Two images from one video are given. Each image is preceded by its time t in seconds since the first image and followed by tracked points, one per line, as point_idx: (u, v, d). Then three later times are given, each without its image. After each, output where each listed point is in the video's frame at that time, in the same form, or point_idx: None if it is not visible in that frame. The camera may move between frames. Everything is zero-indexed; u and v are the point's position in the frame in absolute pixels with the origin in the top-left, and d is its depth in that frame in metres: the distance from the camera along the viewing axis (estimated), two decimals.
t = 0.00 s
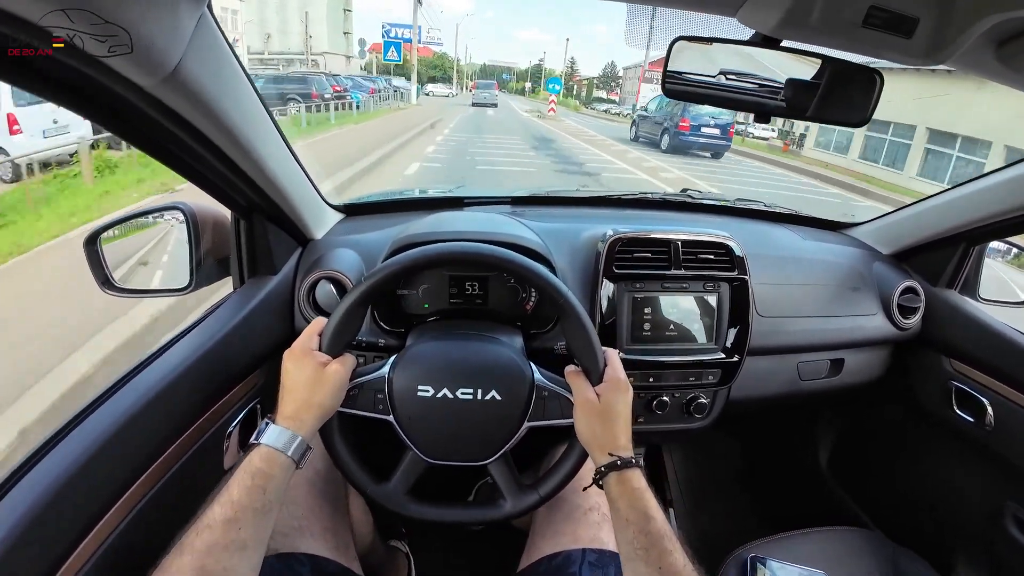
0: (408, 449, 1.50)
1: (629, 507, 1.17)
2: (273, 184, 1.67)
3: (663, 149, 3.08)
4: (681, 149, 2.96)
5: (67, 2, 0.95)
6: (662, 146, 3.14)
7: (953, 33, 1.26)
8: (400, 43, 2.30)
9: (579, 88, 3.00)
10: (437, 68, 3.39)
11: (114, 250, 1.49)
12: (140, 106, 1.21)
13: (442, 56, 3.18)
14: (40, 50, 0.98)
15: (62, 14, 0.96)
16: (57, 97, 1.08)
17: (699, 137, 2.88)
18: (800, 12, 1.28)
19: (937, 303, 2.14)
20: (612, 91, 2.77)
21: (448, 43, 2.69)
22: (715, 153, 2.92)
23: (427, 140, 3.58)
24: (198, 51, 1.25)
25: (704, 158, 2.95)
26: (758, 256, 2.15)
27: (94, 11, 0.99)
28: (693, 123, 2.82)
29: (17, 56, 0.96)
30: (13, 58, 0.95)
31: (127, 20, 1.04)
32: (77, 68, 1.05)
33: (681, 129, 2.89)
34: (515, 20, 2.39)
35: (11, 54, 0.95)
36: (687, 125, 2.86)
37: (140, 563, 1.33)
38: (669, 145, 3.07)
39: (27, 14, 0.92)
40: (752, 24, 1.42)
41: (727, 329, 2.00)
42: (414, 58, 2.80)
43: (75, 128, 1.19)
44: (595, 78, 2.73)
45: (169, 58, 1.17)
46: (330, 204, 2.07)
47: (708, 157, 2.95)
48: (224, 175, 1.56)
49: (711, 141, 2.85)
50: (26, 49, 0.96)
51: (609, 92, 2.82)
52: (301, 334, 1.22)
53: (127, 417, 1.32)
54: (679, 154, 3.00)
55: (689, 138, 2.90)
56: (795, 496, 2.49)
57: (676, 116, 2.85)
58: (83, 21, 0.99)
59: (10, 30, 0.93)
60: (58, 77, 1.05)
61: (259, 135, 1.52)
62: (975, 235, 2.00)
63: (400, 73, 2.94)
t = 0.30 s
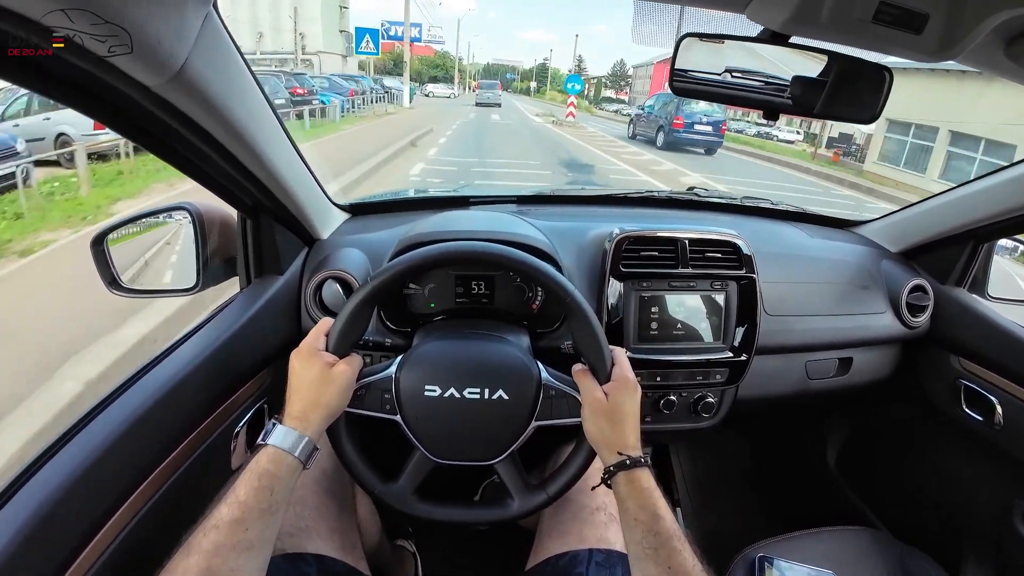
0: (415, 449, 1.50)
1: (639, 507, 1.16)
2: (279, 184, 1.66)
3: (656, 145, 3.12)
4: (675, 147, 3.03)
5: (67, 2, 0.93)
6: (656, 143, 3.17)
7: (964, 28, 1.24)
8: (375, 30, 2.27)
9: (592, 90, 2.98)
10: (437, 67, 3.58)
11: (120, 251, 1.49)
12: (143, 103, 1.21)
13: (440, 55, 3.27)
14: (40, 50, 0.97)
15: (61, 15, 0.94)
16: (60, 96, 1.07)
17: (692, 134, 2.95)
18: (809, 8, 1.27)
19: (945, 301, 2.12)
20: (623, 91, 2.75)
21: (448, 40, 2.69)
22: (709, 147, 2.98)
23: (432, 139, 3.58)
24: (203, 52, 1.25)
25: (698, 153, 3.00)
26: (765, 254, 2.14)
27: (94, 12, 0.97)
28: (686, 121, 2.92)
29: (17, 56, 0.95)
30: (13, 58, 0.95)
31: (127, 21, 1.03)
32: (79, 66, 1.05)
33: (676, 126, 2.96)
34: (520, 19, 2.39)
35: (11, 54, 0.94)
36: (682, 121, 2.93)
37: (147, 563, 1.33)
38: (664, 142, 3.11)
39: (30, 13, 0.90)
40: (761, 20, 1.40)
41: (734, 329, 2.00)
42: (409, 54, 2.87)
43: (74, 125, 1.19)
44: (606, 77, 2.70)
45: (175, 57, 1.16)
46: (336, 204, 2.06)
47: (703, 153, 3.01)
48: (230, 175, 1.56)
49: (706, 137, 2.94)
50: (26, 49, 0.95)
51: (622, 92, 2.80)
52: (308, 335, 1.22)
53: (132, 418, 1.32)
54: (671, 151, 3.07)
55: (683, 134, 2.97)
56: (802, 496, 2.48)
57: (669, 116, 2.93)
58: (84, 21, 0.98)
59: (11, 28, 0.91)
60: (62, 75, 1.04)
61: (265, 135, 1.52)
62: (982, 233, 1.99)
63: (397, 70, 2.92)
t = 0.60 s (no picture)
0: (425, 448, 1.50)
1: (651, 503, 1.15)
2: (284, 184, 1.66)
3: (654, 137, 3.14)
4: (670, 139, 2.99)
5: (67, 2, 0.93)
6: (652, 135, 3.16)
7: (974, 14, 1.22)
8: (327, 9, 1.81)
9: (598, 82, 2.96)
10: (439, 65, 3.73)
11: (129, 254, 1.51)
12: (148, 106, 1.21)
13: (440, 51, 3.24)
14: (40, 50, 0.96)
15: (62, 14, 0.94)
16: (64, 100, 1.07)
17: (686, 126, 2.87)
18: None
19: (957, 292, 2.10)
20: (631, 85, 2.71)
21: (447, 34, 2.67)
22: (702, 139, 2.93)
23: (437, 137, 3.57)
24: (207, 53, 1.25)
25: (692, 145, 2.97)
26: (775, 247, 2.12)
27: (93, 11, 0.97)
28: (680, 113, 2.83)
29: (18, 56, 0.94)
30: (14, 58, 0.94)
31: (126, 18, 1.02)
32: (81, 67, 1.04)
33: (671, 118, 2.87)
34: (524, 15, 2.39)
35: (11, 54, 0.93)
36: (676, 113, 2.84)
37: (160, 564, 1.33)
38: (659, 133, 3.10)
39: (27, 13, 0.91)
40: (768, 10, 1.39)
41: (744, 323, 1.98)
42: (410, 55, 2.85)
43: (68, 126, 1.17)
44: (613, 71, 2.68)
45: (179, 59, 1.16)
46: (343, 204, 2.06)
47: (696, 144, 3.00)
48: (236, 176, 1.55)
49: (699, 130, 2.84)
50: (26, 48, 0.94)
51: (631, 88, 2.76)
52: (316, 337, 1.22)
53: (143, 421, 1.32)
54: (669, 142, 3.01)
55: (679, 126, 2.90)
56: (815, 491, 2.46)
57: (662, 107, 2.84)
58: (83, 21, 0.98)
59: (9, 29, 0.91)
60: (63, 78, 1.03)
61: (271, 136, 1.52)
62: (994, 223, 1.96)
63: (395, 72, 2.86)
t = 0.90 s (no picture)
0: (438, 450, 1.51)
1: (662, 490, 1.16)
2: (292, 188, 1.67)
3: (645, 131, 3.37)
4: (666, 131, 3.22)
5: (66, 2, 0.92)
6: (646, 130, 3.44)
7: (978, 12, 1.22)
8: None
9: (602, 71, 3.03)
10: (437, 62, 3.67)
11: (139, 259, 1.53)
12: (157, 110, 1.21)
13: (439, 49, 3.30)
14: (39, 50, 0.95)
15: (62, 14, 0.93)
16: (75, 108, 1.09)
17: (681, 120, 3.18)
18: None
19: (964, 287, 2.10)
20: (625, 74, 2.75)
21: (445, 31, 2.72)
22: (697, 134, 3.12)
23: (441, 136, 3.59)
24: (217, 60, 1.26)
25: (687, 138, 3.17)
26: (781, 244, 2.13)
27: (92, 11, 0.97)
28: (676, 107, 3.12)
29: (17, 57, 0.93)
30: (13, 58, 0.93)
31: (129, 21, 1.03)
32: (84, 69, 1.04)
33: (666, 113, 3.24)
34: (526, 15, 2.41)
35: (10, 54, 0.92)
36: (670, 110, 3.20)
37: (176, 565, 1.35)
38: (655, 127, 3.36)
39: (25, 15, 0.89)
40: (772, 9, 1.39)
41: (751, 320, 1.99)
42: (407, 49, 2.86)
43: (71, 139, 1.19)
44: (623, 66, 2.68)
45: (190, 67, 1.18)
46: (349, 206, 2.07)
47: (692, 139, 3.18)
48: (243, 179, 1.56)
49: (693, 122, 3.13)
50: (25, 49, 0.93)
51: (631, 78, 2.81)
52: (324, 349, 1.23)
53: (157, 426, 1.34)
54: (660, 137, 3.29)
55: (673, 120, 3.22)
56: (823, 487, 2.47)
57: (659, 102, 3.14)
58: (83, 21, 0.97)
59: (4, 34, 0.89)
60: (69, 81, 1.04)
61: (279, 140, 1.54)
62: (1001, 218, 1.96)
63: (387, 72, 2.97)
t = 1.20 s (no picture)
0: (440, 448, 1.51)
1: (665, 485, 1.16)
2: (291, 186, 1.67)
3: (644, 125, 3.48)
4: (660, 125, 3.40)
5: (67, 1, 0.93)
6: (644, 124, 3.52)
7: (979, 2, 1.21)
8: None
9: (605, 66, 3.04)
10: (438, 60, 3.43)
11: (139, 259, 1.54)
12: (155, 111, 1.21)
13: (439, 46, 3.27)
14: (40, 50, 0.95)
15: (62, 14, 0.94)
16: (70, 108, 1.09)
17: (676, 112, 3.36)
18: None
19: (967, 281, 2.08)
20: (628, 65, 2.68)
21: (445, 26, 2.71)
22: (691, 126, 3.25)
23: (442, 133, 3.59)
24: (212, 58, 1.25)
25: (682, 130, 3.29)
26: (783, 238, 2.11)
27: (92, 10, 0.97)
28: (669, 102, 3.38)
29: (17, 57, 0.93)
30: (13, 58, 0.93)
31: (128, 20, 1.03)
32: (83, 70, 1.04)
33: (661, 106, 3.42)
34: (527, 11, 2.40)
35: (10, 54, 0.92)
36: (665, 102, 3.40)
37: (177, 564, 1.35)
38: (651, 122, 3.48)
39: (23, 17, 0.89)
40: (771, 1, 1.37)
41: (753, 315, 1.98)
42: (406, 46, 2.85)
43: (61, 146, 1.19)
44: (631, 61, 2.63)
45: (185, 65, 1.17)
46: (349, 203, 2.07)
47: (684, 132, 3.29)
48: (242, 178, 1.56)
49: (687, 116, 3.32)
50: (25, 49, 0.93)
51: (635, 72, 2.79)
52: (323, 348, 1.23)
53: (158, 427, 1.34)
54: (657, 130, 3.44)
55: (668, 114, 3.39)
56: (827, 482, 2.46)
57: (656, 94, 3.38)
58: (83, 21, 0.97)
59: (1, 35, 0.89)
60: (69, 86, 1.05)
61: (277, 138, 1.53)
62: (1005, 210, 1.94)
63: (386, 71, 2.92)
